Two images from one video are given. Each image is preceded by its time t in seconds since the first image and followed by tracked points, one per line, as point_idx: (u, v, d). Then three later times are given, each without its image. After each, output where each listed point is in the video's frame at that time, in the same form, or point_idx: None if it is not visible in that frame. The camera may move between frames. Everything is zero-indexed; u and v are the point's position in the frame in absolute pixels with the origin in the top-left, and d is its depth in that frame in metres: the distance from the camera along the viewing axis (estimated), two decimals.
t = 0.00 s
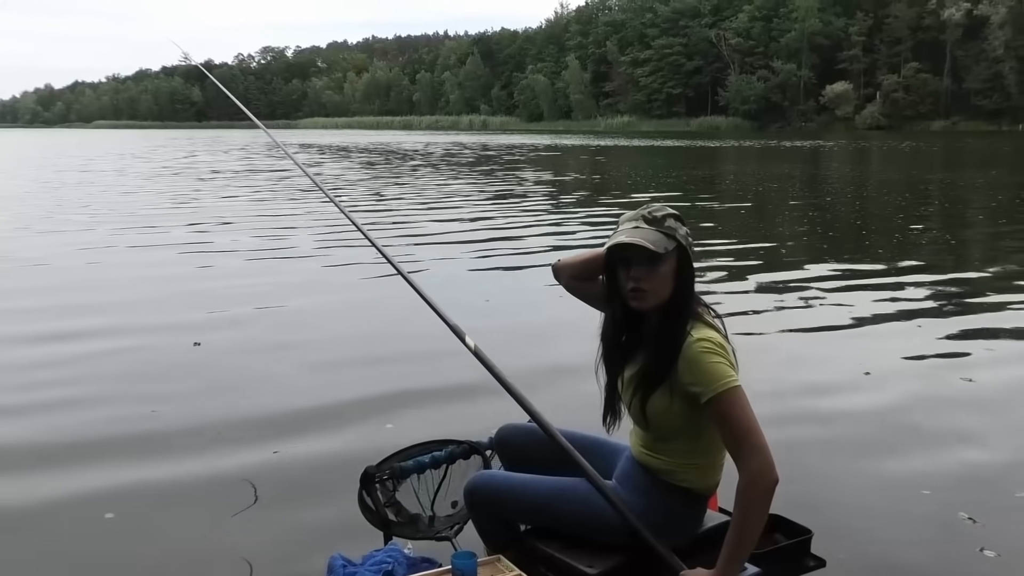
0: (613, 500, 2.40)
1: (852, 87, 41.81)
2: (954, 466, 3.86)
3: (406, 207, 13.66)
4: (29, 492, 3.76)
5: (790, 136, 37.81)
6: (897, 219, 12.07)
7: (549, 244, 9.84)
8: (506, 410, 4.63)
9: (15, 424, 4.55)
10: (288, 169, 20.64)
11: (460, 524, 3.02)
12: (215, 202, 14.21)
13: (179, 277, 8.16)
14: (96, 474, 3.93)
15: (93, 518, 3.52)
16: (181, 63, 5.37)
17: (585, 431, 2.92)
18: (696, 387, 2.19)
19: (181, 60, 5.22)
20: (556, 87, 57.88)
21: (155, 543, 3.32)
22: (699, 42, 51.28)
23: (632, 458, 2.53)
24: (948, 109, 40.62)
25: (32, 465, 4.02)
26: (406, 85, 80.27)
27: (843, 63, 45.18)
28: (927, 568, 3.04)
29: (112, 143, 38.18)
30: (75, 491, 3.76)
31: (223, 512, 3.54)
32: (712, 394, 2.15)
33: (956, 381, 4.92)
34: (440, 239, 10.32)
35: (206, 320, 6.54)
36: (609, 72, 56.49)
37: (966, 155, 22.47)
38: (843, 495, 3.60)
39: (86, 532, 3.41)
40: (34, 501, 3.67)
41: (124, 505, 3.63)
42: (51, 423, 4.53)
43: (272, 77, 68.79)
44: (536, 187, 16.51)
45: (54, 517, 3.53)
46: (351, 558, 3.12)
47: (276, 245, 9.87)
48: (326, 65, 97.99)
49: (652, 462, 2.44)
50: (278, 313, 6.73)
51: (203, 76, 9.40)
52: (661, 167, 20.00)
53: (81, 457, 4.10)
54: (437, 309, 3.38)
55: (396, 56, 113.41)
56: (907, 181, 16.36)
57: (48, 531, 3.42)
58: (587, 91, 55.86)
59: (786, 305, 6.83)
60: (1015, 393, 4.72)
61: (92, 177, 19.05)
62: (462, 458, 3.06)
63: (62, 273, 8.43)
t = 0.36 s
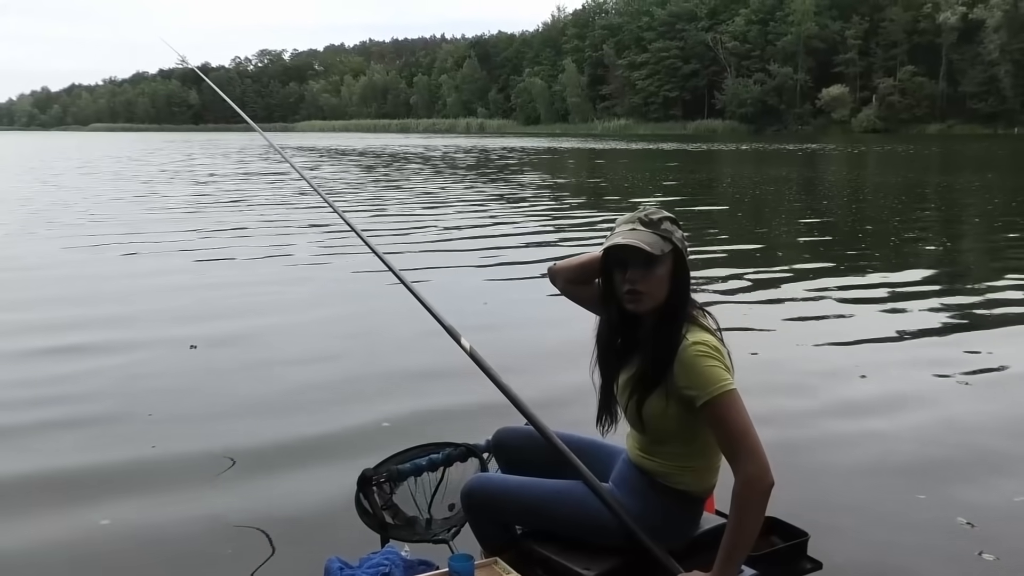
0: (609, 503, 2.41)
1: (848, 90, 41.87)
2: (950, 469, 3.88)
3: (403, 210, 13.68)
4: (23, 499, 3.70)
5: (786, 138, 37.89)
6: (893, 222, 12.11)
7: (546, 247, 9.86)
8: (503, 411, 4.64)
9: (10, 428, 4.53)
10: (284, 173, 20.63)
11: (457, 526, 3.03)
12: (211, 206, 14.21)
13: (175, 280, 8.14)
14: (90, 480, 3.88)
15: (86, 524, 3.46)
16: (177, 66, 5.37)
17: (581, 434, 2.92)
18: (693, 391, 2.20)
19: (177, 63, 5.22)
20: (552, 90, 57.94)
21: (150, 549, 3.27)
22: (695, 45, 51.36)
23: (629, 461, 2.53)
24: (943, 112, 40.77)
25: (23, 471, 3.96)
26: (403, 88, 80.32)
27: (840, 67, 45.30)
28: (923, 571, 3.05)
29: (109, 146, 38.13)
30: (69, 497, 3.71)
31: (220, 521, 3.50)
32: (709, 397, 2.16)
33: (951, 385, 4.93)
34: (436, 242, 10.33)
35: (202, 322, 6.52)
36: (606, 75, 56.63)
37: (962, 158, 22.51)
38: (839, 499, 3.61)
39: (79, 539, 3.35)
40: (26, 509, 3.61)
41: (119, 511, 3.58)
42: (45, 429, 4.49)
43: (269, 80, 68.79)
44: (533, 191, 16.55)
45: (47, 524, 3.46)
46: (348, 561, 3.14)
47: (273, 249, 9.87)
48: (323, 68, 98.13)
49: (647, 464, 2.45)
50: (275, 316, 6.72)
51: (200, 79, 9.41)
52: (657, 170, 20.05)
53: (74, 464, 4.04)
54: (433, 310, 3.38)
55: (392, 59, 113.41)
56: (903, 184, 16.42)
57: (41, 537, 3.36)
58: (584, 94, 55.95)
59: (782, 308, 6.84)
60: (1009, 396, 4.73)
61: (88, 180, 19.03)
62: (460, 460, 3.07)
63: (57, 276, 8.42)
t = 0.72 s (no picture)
0: (607, 504, 2.41)
1: (846, 93, 41.86)
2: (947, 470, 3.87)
3: (400, 213, 13.67)
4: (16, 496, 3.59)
5: (784, 141, 37.95)
6: (890, 225, 12.13)
7: (544, 250, 9.86)
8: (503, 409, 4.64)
9: (7, 421, 4.48)
10: (281, 175, 20.62)
11: (454, 528, 3.03)
12: (208, 208, 14.19)
13: (173, 279, 8.11)
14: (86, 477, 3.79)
15: (83, 523, 3.37)
16: (174, 67, 5.38)
17: (579, 435, 2.93)
18: (691, 393, 2.20)
19: (175, 65, 5.23)
20: (550, 93, 57.96)
21: (149, 550, 3.17)
22: (693, 48, 51.42)
23: (627, 463, 2.53)
24: (940, 116, 40.86)
25: (20, 469, 3.88)
26: (400, 90, 80.36)
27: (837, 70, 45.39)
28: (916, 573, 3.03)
29: (107, 148, 38.13)
30: (65, 495, 3.61)
31: (218, 518, 3.42)
32: (708, 400, 2.16)
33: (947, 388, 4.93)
34: (434, 244, 10.34)
35: (200, 320, 6.51)
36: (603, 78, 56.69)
37: (958, 162, 22.55)
38: (834, 500, 3.61)
39: (75, 539, 3.25)
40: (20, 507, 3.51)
41: (116, 510, 3.49)
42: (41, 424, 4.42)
43: (266, 82, 68.79)
44: (530, 193, 16.55)
45: (43, 524, 3.36)
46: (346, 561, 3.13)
47: (270, 251, 9.86)
48: (320, 71, 98.20)
49: (645, 466, 2.45)
50: (272, 316, 6.71)
51: (198, 80, 9.40)
52: (654, 173, 20.07)
53: (71, 461, 3.95)
54: (431, 312, 3.38)
55: (390, 61, 113.43)
56: (900, 187, 16.45)
57: (35, 538, 3.27)
58: (581, 97, 56.00)
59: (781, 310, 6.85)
60: (1005, 398, 4.74)
61: (85, 182, 19.00)
62: (457, 462, 3.06)
63: (54, 275, 8.39)
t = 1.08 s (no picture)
0: (606, 506, 2.40)
1: (844, 95, 41.81)
2: (944, 472, 3.86)
3: (399, 214, 13.69)
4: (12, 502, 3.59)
5: (782, 144, 38.04)
6: (888, 227, 12.15)
7: (542, 251, 9.88)
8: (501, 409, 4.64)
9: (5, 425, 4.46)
10: (279, 176, 20.63)
11: (452, 529, 3.04)
12: (206, 210, 14.19)
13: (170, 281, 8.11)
14: (83, 481, 3.79)
15: (79, 527, 3.37)
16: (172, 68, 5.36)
17: (576, 437, 2.93)
18: (689, 395, 2.20)
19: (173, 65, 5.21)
20: (548, 95, 58.03)
21: (144, 553, 3.17)
22: (691, 50, 51.46)
23: (625, 464, 2.54)
24: (937, 118, 40.92)
25: (17, 473, 3.87)
26: (399, 91, 80.43)
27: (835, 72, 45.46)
28: None
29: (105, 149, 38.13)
30: (62, 499, 3.61)
31: (213, 523, 3.40)
32: (705, 400, 2.16)
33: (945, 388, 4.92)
34: (432, 246, 10.35)
35: (198, 322, 6.51)
36: (602, 80, 56.76)
37: (955, 164, 22.59)
38: (833, 502, 3.59)
39: (70, 542, 3.25)
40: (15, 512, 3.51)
41: (113, 513, 3.48)
42: (41, 427, 4.43)
43: (265, 83, 68.85)
44: (529, 195, 16.57)
45: (39, 529, 3.36)
46: (343, 560, 3.11)
47: (269, 252, 9.87)
48: (318, 72, 98.44)
49: (643, 467, 2.45)
50: (271, 318, 6.70)
51: (195, 81, 9.37)
52: (653, 174, 20.10)
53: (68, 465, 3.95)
54: (430, 315, 3.38)
55: (388, 62, 113.45)
56: (898, 189, 16.49)
57: (31, 542, 3.26)
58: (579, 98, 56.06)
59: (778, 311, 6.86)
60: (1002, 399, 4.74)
61: (83, 183, 18.99)
62: (455, 463, 3.07)
63: (52, 277, 8.38)
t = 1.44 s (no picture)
0: (604, 507, 2.41)
1: (843, 97, 41.86)
2: (945, 477, 3.88)
3: (399, 217, 13.72)
4: (12, 503, 3.65)
5: (781, 146, 38.03)
6: (886, 229, 12.18)
7: (541, 255, 9.91)
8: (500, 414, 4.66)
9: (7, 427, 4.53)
10: (279, 179, 20.67)
11: (451, 532, 3.05)
12: (206, 213, 14.22)
13: (168, 284, 8.13)
14: (82, 483, 3.85)
15: (78, 529, 3.43)
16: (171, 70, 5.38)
17: (576, 441, 2.94)
18: (691, 396, 2.21)
19: (171, 68, 5.23)
20: (548, 97, 58.05)
21: (141, 555, 3.23)
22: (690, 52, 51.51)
23: (625, 465, 2.54)
24: (937, 120, 40.93)
25: (17, 475, 3.93)
26: (399, 93, 80.45)
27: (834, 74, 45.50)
28: None
29: (105, 151, 38.15)
30: (62, 502, 3.67)
31: (209, 526, 3.46)
32: (707, 402, 2.17)
33: (943, 394, 4.94)
34: (431, 250, 10.38)
35: (199, 326, 6.54)
36: (601, 82, 56.81)
37: (955, 167, 22.61)
38: (832, 507, 3.60)
39: (68, 543, 3.32)
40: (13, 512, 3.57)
41: (110, 516, 3.55)
42: (41, 429, 4.49)
43: (264, 85, 68.92)
44: (529, 197, 16.61)
45: (39, 530, 3.42)
46: (342, 564, 3.14)
47: (269, 256, 9.90)
48: (318, 75, 98.50)
49: (644, 468, 2.46)
50: (269, 322, 6.72)
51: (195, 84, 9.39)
52: (652, 177, 20.15)
53: (65, 467, 4.01)
54: (429, 321, 3.40)
55: (388, 64, 113.41)
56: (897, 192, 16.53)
57: (30, 543, 3.33)
58: (579, 101, 56.11)
59: (776, 315, 6.87)
60: (1001, 405, 4.75)
61: (83, 185, 19.00)
62: (454, 466, 3.09)
63: (53, 280, 8.41)
